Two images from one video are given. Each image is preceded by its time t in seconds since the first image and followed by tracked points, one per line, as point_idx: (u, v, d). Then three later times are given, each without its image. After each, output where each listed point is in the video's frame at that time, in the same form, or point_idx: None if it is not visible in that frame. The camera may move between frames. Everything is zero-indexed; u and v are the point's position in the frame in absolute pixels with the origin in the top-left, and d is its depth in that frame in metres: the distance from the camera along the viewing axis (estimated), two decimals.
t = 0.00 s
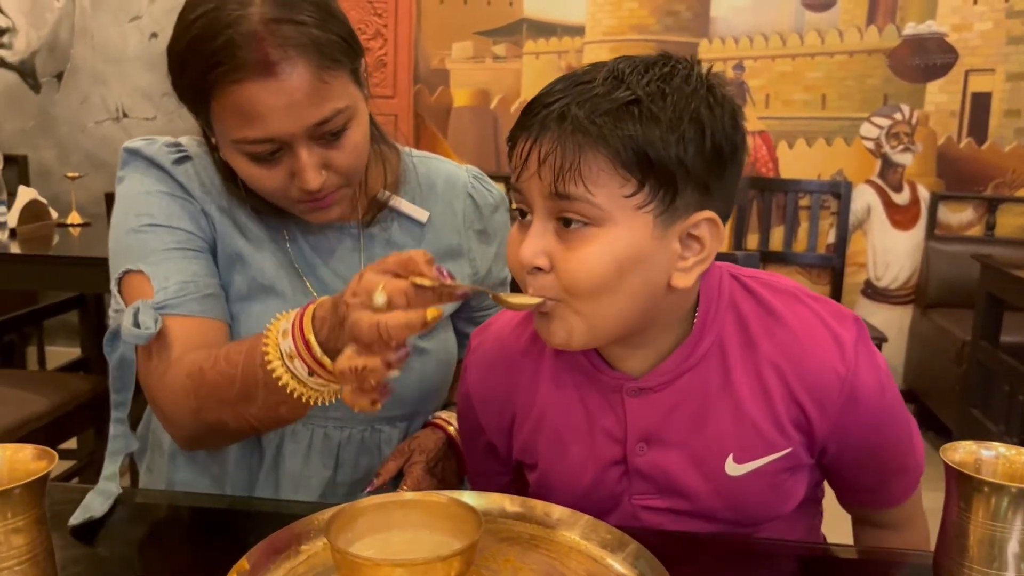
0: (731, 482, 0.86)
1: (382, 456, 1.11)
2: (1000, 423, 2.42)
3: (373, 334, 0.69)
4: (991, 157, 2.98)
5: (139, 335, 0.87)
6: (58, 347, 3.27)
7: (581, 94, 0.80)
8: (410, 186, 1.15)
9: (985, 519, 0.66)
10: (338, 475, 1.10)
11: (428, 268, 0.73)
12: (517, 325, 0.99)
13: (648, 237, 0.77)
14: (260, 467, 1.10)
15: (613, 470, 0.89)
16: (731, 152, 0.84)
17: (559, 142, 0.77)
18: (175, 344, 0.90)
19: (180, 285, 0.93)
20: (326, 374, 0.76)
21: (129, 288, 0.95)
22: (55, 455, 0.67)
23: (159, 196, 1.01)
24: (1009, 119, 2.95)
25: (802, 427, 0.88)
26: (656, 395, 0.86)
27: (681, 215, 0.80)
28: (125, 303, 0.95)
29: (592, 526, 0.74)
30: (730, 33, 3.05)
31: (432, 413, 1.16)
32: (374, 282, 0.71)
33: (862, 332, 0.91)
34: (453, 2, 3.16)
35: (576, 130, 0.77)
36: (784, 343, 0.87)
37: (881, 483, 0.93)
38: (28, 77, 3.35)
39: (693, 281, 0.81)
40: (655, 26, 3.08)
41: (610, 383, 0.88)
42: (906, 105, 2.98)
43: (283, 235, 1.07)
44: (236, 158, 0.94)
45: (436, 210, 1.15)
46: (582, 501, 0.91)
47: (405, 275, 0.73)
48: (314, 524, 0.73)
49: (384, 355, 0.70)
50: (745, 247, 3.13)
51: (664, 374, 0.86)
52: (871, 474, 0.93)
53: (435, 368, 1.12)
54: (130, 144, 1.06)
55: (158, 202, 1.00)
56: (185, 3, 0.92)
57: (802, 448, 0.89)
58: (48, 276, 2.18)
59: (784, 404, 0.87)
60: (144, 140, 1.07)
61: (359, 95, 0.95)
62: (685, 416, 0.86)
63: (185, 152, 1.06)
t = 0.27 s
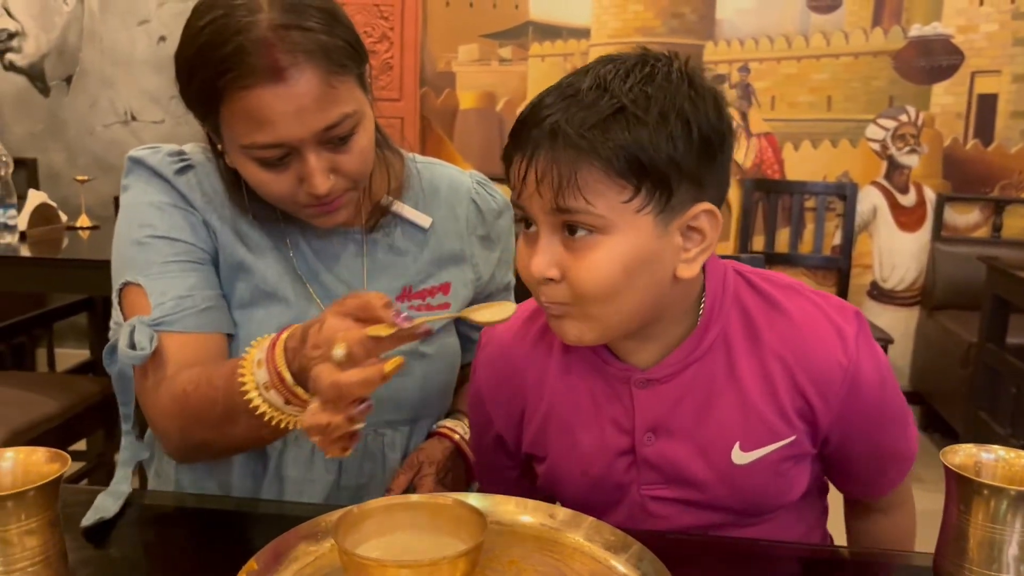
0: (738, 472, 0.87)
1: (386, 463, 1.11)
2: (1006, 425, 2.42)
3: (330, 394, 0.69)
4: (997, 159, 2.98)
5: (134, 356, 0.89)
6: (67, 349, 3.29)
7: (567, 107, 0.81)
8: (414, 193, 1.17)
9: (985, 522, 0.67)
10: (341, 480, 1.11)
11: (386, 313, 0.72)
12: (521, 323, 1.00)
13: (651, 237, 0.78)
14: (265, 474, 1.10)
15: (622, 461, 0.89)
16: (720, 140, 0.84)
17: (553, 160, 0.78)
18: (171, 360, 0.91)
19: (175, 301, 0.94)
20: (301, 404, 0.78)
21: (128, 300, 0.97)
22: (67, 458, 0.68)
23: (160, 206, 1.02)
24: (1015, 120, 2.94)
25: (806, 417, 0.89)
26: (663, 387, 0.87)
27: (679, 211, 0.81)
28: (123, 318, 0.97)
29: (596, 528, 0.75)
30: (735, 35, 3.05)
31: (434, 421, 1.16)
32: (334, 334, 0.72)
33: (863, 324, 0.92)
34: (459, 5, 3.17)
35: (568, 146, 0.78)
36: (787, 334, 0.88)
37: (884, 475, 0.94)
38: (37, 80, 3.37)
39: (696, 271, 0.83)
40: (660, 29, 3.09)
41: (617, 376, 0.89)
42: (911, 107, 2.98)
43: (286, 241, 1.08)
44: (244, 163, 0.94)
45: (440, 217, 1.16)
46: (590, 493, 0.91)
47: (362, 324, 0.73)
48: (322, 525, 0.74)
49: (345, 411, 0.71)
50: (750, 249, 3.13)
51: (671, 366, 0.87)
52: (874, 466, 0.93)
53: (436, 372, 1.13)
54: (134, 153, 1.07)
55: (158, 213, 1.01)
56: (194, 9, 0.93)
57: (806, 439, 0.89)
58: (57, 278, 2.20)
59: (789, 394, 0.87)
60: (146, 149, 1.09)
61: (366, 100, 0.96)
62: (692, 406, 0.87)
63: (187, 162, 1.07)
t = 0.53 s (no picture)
0: (761, 449, 0.91)
1: (382, 466, 1.12)
2: (1012, 424, 2.43)
3: (197, 465, 0.76)
4: (1003, 159, 2.98)
5: (111, 378, 0.96)
6: (76, 350, 3.31)
7: (623, 135, 0.79)
8: (416, 196, 1.17)
9: (982, 517, 0.68)
10: (339, 481, 1.12)
11: (269, 389, 0.81)
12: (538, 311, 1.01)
13: (717, 240, 0.82)
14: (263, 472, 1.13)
15: (649, 441, 0.92)
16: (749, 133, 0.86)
17: (632, 194, 0.77)
18: (149, 375, 0.98)
19: (155, 317, 0.99)
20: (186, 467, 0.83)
21: (116, 315, 1.02)
22: (82, 454, 0.70)
23: (152, 215, 1.05)
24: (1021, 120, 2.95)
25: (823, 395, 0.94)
26: (691, 370, 0.91)
27: (731, 208, 0.84)
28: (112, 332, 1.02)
29: (599, 524, 0.76)
30: (740, 36, 3.06)
31: (434, 424, 1.17)
32: (219, 404, 0.80)
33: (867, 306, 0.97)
34: (465, 7, 3.19)
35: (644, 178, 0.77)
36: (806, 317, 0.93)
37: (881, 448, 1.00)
38: (47, 83, 3.39)
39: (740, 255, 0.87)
40: (665, 30, 3.10)
41: (643, 360, 0.92)
42: (917, 107, 2.98)
43: (283, 245, 1.10)
44: (253, 160, 0.95)
45: (440, 221, 1.16)
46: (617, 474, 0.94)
47: (256, 396, 0.81)
48: (329, 521, 0.76)
49: (213, 483, 0.76)
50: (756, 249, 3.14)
51: (699, 349, 0.90)
52: (877, 441, 0.99)
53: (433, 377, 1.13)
54: (133, 157, 1.10)
55: (149, 223, 1.05)
56: (205, 10, 0.94)
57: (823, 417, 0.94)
58: (69, 278, 2.22)
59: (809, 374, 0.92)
60: (145, 154, 1.11)
61: (374, 102, 0.98)
62: (718, 388, 0.91)
63: (183, 168, 1.09)
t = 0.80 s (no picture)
0: (788, 431, 1.00)
1: (377, 468, 1.12)
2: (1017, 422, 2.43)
3: (150, 493, 0.74)
4: (1009, 158, 2.98)
5: (106, 388, 0.97)
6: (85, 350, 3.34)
7: (730, 163, 0.85)
8: (414, 199, 1.18)
9: (982, 508, 0.69)
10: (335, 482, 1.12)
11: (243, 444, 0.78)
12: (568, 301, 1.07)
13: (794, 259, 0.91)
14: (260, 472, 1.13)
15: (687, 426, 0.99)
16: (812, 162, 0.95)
17: (760, 221, 0.84)
18: (144, 386, 1.00)
19: (150, 325, 1.00)
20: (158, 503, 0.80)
21: (114, 321, 1.04)
22: (94, 446, 0.71)
23: (148, 220, 1.07)
24: None
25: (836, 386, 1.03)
26: (726, 358, 0.99)
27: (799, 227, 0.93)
28: (110, 338, 1.04)
29: (601, 515, 0.77)
30: (746, 35, 3.06)
31: (429, 428, 1.17)
32: (194, 442, 0.77)
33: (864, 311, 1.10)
34: (471, 8, 3.20)
35: (769, 207, 0.84)
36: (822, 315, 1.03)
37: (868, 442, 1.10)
38: (56, 86, 3.42)
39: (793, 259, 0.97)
40: (671, 29, 3.11)
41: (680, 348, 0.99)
42: (923, 106, 2.98)
43: (281, 247, 1.11)
44: (257, 146, 0.96)
45: (438, 224, 1.16)
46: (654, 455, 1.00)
47: (233, 445, 0.78)
48: (335, 514, 0.77)
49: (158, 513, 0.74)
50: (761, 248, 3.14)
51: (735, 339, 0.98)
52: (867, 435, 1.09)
53: (428, 380, 1.13)
54: (132, 161, 1.12)
55: (144, 228, 1.06)
56: None
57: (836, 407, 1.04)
58: (80, 278, 2.23)
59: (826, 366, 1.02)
60: (144, 158, 1.13)
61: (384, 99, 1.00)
62: (749, 375, 0.99)
63: (181, 171, 1.11)
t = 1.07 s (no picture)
0: (802, 406, 1.10)
1: (377, 472, 1.13)
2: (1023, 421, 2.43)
3: (183, 478, 0.72)
4: (1014, 157, 2.98)
5: (116, 386, 0.99)
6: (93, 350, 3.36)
7: (772, 174, 0.94)
8: (420, 210, 1.18)
9: (981, 503, 0.70)
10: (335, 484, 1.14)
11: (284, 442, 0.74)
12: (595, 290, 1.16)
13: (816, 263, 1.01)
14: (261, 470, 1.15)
15: (709, 399, 1.09)
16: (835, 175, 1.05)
17: (794, 226, 0.93)
18: (154, 385, 1.01)
19: (159, 324, 1.02)
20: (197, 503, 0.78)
21: (123, 318, 1.05)
22: (108, 442, 0.73)
23: (157, 217, 1.08)
24: None
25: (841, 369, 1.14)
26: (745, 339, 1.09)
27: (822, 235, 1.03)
28: (119, 335, 1.05)
29: (604, 510, 0.78)
30: (751, 35, 3.07)
31: (429, 437, 1.18)
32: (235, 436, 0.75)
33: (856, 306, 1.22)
34: (476, 8, 3.21)
35: (802, 214, 0.94)
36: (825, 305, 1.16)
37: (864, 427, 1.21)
38: (64, 87, 3.44)
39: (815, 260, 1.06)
40: (676, 29, 3.12)
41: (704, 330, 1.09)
42: (928, 105, 2.98)
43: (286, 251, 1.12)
44: (271, 135, 0.97)
45: (444, 235, 1.17)
46: (681, 429, 1.08)
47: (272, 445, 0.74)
48: (342, 511, 0.78)
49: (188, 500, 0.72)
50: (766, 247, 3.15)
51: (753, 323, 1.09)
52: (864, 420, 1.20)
53: (430, 389, 1.14)
54: (144, 158, 1.14)
55: (154, 226, 1.08)
56: None
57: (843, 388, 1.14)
58: (89, 278, 2.25)
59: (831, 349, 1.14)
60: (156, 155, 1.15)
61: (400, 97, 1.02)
62: (766, 354, 1.10)
63: (192, 168, 1.13)
